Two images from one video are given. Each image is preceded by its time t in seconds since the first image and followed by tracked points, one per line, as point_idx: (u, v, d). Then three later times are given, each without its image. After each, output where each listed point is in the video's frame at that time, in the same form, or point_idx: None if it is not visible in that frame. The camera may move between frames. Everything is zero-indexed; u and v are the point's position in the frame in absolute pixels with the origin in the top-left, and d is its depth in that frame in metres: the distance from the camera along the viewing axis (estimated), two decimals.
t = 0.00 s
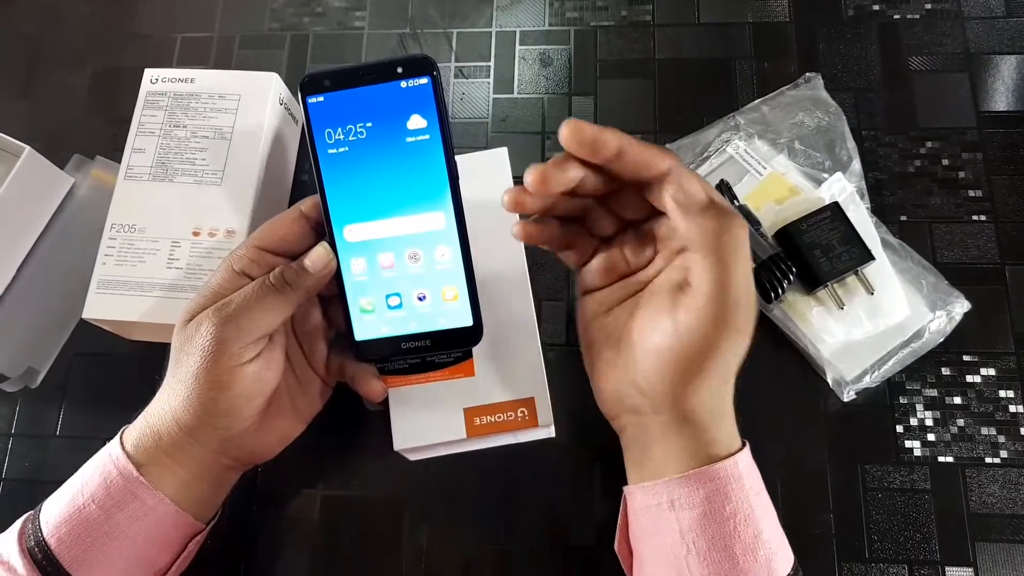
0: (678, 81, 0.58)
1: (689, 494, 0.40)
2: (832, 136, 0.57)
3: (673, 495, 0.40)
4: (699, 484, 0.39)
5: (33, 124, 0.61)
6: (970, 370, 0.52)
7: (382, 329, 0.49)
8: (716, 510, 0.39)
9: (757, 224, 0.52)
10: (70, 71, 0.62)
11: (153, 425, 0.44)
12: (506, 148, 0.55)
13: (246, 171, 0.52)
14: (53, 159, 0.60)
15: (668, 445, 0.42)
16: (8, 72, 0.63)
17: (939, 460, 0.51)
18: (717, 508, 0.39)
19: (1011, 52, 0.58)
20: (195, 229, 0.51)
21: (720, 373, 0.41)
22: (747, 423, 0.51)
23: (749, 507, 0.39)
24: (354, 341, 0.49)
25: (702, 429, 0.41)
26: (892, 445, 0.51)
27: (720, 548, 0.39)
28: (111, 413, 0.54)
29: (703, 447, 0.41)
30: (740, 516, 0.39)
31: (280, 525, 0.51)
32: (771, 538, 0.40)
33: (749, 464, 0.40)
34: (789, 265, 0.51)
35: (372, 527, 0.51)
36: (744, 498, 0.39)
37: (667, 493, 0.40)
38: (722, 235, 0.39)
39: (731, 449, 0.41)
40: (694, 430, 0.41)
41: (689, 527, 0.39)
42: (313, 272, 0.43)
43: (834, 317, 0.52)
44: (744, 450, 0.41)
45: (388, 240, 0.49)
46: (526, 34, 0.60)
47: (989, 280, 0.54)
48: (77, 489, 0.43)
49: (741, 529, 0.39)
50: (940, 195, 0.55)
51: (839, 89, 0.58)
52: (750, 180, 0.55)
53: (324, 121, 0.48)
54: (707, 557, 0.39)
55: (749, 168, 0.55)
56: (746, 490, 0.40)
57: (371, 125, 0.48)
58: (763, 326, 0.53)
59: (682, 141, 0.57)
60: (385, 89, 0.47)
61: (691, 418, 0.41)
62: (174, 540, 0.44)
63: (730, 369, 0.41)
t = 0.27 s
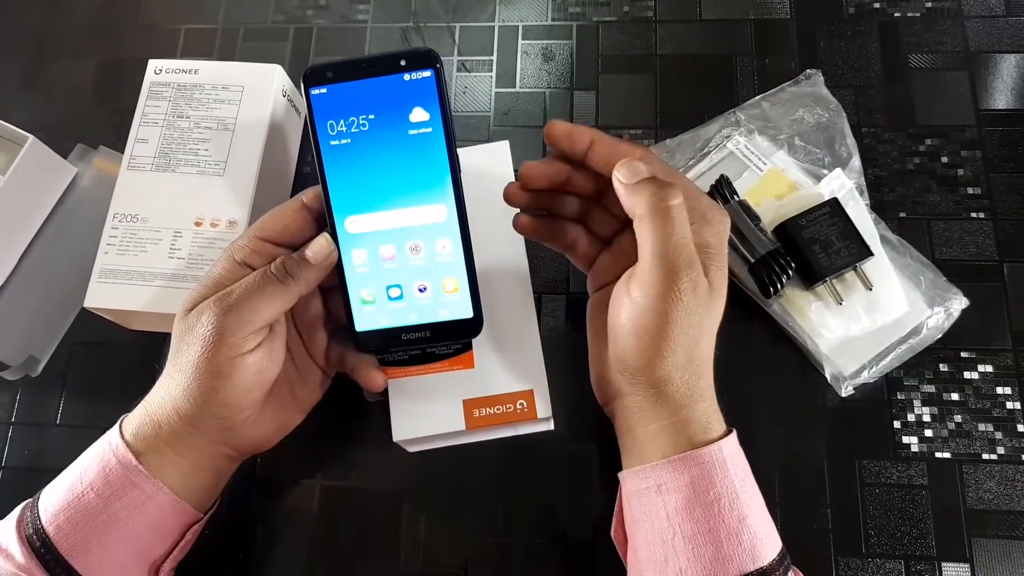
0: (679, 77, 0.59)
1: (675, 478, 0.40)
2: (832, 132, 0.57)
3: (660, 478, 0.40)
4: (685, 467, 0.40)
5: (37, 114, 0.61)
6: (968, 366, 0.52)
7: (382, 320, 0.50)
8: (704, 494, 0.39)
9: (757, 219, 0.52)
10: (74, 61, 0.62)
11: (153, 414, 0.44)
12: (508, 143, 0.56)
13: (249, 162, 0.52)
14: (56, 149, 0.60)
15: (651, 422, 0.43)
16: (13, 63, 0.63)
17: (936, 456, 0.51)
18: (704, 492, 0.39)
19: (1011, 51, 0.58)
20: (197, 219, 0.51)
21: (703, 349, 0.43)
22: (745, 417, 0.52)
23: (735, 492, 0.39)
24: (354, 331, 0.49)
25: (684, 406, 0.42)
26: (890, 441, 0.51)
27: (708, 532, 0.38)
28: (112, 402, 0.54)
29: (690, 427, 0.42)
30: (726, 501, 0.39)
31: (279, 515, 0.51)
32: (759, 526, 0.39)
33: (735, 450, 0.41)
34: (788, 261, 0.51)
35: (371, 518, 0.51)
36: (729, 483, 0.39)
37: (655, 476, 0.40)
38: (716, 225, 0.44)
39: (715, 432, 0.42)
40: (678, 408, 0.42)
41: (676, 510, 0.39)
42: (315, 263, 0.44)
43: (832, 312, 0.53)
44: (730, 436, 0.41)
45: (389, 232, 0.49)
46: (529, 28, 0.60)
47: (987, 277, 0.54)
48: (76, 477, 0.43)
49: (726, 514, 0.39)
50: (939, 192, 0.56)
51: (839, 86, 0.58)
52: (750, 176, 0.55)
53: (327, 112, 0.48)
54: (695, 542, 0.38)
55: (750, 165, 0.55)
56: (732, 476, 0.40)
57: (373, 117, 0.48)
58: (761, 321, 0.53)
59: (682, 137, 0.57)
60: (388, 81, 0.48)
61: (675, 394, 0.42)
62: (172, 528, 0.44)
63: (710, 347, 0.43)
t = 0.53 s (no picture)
0: (680, 70, 0.59)
1: (667, 466, 0.40)
2: (832, 126, 0.57)
3: (652, 467, 0.40)
4: (677, 455, 0.40)
5: (37, 103, 0.61)
6: (966, 361, 0.52)
7: (379, 306, 0.50)
8: (696, 482, 0.39)
9: (757, 211, 0.52)
10: (75, 50, 0.62)
11: (149, 400, 0.44)
12: (508, 134, 0.56)
13: (248, 151, 0.52)
14: (56, 138, 0.60)
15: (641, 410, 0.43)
16: (13, 51, 0.63)
17: (934, 450, 0.51)
18: (696, 480, 0.39)
19: (1013, 47, 0.58)
20: (196, 208, 0.51)
21: (691, 335, 0.43)
22: (743, 410, 0.52)
23: (727, 480, 0.39)
24: (351, 318, 0.49)
25: (675, 393, 0.42)
26: (888, 434, 0.51)
27: (700, 521, 0.38)
28: (110, 391, 0.54)
29: (680, 413, 0.42)
30: (718, 489, 0.39)
31: (276, 504, 0.51)
32: (751, 514, 0.39)
33: (728, 440, 0.41)
34: (787, 254, 0.51)
35: (368, 508, 0.51)
36: (721, 472, 0.39)
37: (647, 465, 0.40)
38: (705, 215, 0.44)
39: (705, 419, 0.42)
40: (669, 395, 0.42)
41: (668, 498, 0.39)
42: (311, 249, 0.44)
43: (831, 306, 0.53)
44: (722, 425, 0.41)
45: (386, 218, 0.49)
46: (531, 20, 0.60)
47: (986, 272, 0.54)
48: (71, 463, 0.42)
49: (718, 502, 0.39)
50: (939, 187, 0.56)
51: (840, 80, 0.58)
52: (750, 169, 0.55)
53: (323, 97, 0.48)
54: (687, 529, 0.38)
55: (750, 158, 0.56)
56: (724, 465, 0.40)
57: (370, 102, 0.48)
58: (760, 314, 0.53)
59: (683, 130, 0.57)
60: (384, 66, 0.47)
61: (665, 381, 0.42)
62: (168, 514, 0.44)
63: (699, 334, 0.44)
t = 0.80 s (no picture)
0: (677, 67, 0.59)
1: (660, 468, 0.39)
2: (830, 122, 0.57)
3: (645, 469, 0.39)
4: (669, 457, 0.39)
5: (35, 106, 0.61)
6: (965, 355, 0.52)
7: (380, 308, 0.50)
8: (689, 484, 0.39)
9: (754, 208, 0.52)
10: (73, 53, 0.62)
11: (151, 403, 0.44)
12: (504, 133, 0.56)
13: (246, 152, 0.52)
14: (55, 141, 0.60)
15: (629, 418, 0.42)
16: (11, 54, 0.63)
17: (933, 445, 0.51)
18: (688, 482, 0.38)
19: (1009, 41, 0.58)
20: (195, 209, 0.51)
21: (673, 337, 0.41)
22: (743, 407, 0.52)
23: (720, 481, 0.39)
24: (351, 319, 0.49)
25: (661, 398, 0.41)
26: (888, 430, 0.51)
27: (692, 523, 0.38)
28: (110, 392, 0.54)
29: (667, 417, 0.41)
30: (711, 491, 0.38)
31: (276, 505, 0.51)
32: (745, 515, 0.39)
33: (721, 440, 0.40)
34: (786, 249, 0.51)
35: (368, 508, 0.51)
36: (714, 472, 0.39)
37: (641, 466, 0.39)
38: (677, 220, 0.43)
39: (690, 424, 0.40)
40: (654, 400, 0.41)
41: (660, 500, 0.39)
42: (312, 251, 0.44)
43: (830, 301, 0.52)
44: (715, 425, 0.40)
45: (386, 220, 0.49)
46: (527, 19, 0.60)
47: (985, 267, 0.54)
48: (73, 466, 0.43)
49: (711, 504, 0.38)
50: (937, 181, 0.56)
51: (838, 76, 0.58)
52: (748, 165, 0.55)
53: (323, 100, 0.48)
54: (679, 532, 0.38)
55: (747, 155, 0.55)
56: (717, 465, 0.39)
57: (370, 105, 0.48)
58: (758, 311, 0.53)
59: (680, 127, 0.57)
60: (385, 69, 0.48)
61: (649, 387, 0.41)
62: (169, 517, 0.44)
63: (684, 336, 0.42)
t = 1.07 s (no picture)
0: (676, 65, 0.59)
1: (628, 477, 0.40)
2: (828, 118, 0.57)
3: (614, 478, 0.40)
4: (636, 467, 0.39)
5: (34, 106, 0.61)
6: (964, 351, 0.52)
7: (377, 306, 0.50)
8: (656, 492, 0.39)
9: (753, 205, 0.52)
10: (70, 52, 0.62)
11: (148, 403, 0.44)
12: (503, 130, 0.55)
13: (243, 151, 0.52)
14: (53, 140, 0.60)
15: (603, 433, 0.41)
16: (9, 55, 0.63)
17: (933, 441, 0.51)
18: (655, 490, 0.39)
19: (1007, 37, 0.58)
20: (193, 208, 0.51)
21: (636, 357, 0.39)
22: (742, 404, 0.52)
23: (689, 489, 0.39)
24: (349, 318, 0.49)
25: (625, 412, 0.40)
26: (887, 426, 0.51)
27: (660, 531, 0.39)
28: (110, 393, 0.54)
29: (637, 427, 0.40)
30: (679, 498, 0.39)
31: (276, 504, 0.51)
32: (718, 520, 0.39)
33: (690, 446, 0.40)
34: (784, 247, 0.51)
35: (368, 507, 0.51)
36: (682, 480, 0.39)
37: (610, 475, 0.40)
38: (622, 255, 0.39)
39: (662, 433, 0.40)
40: (612, 416, 0.41)
41: (630, 509, 0.39)
42: (307, 250, 0.45)
43: (829, 299, 0.52)
44: (684, 433, 0.40)
45: (382, 217, 0.49)
46: (525, 17, 0.60)
47: (984, 263, 0.54)
48: (71, 466, 0.43)
49: (678, 512, 0.38)
50: (935, 178, 0.56)
51: (836, 73, 0.58)
52: (746, 163, 0.55)
53: (318, 98, 0.48)
54: (648, 539, 0.39)
55: (746, 151, 0.56)
56: (687, 473, 0.39)
57: (365, 101, 0.48)
58: (758, 308, 0.53)
59: (679, 124, 0.57)
60: (379, 66, 0.48)
61: (618, 404, 0.40)
62: (168, 517, 0.44)
63: (651, 351, 0.40)
